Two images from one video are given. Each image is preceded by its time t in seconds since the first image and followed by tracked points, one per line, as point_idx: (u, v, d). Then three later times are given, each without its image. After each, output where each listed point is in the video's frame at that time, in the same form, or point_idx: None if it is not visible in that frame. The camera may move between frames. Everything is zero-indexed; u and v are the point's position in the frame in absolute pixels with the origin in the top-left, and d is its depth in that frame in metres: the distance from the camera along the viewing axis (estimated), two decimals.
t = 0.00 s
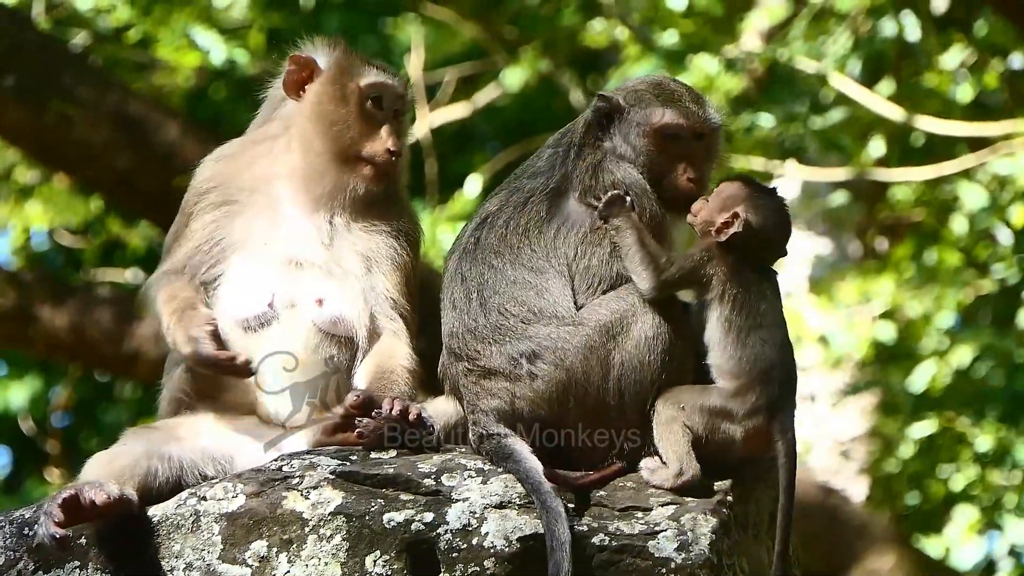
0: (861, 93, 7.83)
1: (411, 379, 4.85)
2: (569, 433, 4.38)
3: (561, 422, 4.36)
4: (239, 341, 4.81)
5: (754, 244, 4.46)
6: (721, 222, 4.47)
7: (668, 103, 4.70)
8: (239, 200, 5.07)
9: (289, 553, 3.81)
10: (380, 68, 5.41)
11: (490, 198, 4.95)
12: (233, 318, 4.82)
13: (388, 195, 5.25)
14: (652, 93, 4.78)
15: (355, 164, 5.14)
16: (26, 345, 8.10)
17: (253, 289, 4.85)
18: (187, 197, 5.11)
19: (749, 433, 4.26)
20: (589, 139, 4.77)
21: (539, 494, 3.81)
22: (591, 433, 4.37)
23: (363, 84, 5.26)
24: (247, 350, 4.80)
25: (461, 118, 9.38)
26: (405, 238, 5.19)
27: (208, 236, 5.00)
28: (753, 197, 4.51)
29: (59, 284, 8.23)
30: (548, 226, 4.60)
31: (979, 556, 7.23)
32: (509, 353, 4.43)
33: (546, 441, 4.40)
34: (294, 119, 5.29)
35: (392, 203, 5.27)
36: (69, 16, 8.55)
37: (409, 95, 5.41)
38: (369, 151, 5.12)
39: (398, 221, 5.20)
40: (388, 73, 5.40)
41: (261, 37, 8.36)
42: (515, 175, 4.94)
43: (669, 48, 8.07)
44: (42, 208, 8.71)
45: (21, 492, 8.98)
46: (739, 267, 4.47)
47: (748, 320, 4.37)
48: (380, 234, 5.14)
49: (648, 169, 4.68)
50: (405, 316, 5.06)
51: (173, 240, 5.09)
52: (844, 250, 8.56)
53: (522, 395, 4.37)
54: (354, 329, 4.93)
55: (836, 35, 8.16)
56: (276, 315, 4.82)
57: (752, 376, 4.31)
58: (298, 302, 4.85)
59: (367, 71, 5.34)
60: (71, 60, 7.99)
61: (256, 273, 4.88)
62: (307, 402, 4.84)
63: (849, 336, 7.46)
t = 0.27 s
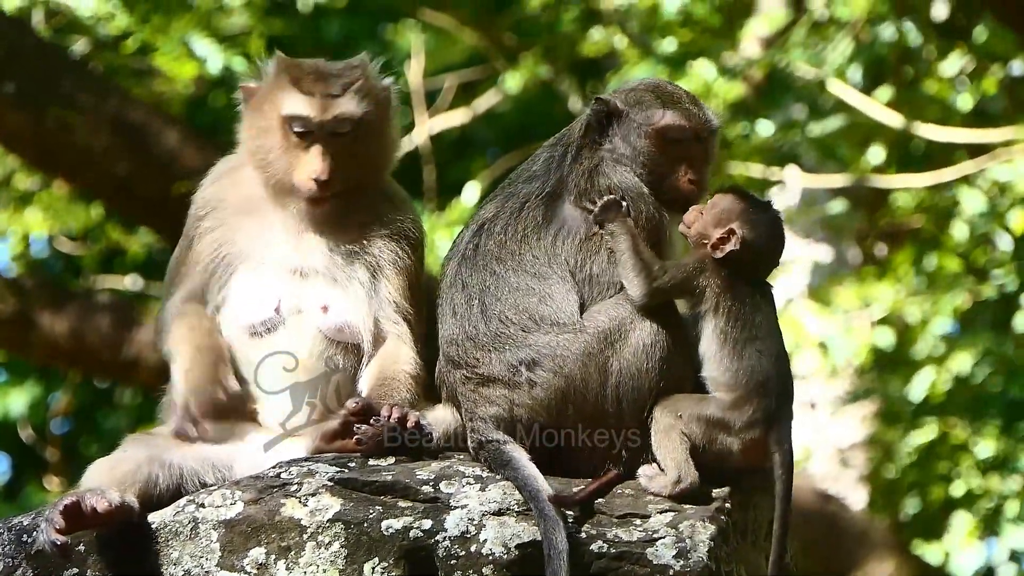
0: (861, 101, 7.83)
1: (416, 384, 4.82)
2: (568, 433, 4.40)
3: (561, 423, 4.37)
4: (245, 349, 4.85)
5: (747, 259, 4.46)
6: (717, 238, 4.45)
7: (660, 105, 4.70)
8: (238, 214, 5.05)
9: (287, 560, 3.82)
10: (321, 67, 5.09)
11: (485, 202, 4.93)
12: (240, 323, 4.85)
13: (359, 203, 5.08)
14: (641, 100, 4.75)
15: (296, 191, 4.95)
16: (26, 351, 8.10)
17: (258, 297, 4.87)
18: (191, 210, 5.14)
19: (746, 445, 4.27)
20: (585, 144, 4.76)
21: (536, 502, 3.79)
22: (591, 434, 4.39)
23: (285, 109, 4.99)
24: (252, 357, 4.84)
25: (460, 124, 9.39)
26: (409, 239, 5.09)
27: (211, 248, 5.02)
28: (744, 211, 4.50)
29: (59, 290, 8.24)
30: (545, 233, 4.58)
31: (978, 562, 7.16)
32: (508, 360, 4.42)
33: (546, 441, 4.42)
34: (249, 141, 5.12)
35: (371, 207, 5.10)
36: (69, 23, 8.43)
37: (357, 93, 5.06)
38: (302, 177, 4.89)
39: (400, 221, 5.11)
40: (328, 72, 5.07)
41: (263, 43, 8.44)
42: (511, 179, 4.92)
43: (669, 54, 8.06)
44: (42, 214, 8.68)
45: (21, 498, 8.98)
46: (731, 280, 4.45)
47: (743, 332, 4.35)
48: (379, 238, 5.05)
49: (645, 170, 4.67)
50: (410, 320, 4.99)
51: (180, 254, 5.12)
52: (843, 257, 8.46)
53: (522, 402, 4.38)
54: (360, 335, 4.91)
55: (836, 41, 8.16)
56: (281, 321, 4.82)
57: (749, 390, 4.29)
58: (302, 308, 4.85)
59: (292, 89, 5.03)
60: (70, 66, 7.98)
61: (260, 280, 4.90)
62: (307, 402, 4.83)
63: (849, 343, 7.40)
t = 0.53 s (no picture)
0: (859, 105, 7.82)
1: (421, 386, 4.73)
2: (569, 433, 4.36)
3: (562, 423, 4.34)
4: (244, 361, 4.78)
5: (744, 261, 4.49)
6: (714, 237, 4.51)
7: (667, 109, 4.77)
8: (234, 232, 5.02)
9: (286, 564, 3.82)
10: (264, 103, 5.01)
11: (484, 203, 4.92)
12: (239, 336, 4.81)
13: (336, 226, 5.04)
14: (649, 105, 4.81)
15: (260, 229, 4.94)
16: (25, 356, 8.11)
17: (258, 308, 4.84)
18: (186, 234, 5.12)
19: (745, 452, 4.29)
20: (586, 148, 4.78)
21: (533, 506, 3.76)
22: (591, 433, 4.35)
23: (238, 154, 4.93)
24: (253, 364, 4.76)
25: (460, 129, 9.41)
26: (405, 238, 5.07)
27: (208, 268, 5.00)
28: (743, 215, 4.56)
29: (58, 295, 8.25)
30: (551, 234, 4.59)
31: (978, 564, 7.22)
32: (509, 365, 4.40)
33: (545, 441, 4.37)
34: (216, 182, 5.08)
35: (350, 226, 5.06)
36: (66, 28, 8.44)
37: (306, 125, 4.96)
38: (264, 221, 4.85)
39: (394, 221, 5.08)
40: (272, 106, 4.99)
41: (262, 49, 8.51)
42: (511, 179, 4.91)
43: (667, 59, 8.08)
44: (42, 219, 8.71)
45: (20, 503, 8.98)
46: (732, 283, 4.48)
47: (743, 338, 4.38)
48: (373, 245, 5.04)
49: (658, 168, 4.74)
50: (414, 321, 4.99)
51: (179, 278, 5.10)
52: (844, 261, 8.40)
53: (522, 408, 4.36)
54: (363, 342, 4.86)
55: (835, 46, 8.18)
56: (281, 331, 4.77)
57: (748, 396, 4.32)
58: (303, 318, 4.81)
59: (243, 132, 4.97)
60: (70, 72, 7.99)
61: (261, 294, 4.88)
62: (307, 402, 4.72)
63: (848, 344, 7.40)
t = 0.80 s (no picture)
0: (859, 102, 7.80)
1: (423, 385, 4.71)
2: (569, 433, 4.34)
3: (561, 422, 4.31)
4: (246, 368, 4.78)
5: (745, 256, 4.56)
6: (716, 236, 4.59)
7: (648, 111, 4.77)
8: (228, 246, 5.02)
9: (287, 563, 3.82)
10: (218, 118, 4.95)
11: (476, 205, 4.89)
12: (242, 342, 4.81)
13: (313, 232, 5.02)
14: (638, 110, 4.79)
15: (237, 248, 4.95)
16: (25, 356, 8.12)
17: (256, 316, 4.85)
18: (180, 259, 5.13)
19: (746, 454, 4.28)
20: (576, 150, 4.76)
21: (535, 505, 3.74)
22: (591, 433, 4.34)
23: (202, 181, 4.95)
24: (256, 371, 4.76)
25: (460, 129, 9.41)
26: (394, 226, 5.03)
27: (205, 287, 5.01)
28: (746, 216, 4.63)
29: (58, 296, 8.26)
30: (545, 235, 4.56)
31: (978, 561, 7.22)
32: (505, 366, 4.36)
33: (545, 441, 4.34)
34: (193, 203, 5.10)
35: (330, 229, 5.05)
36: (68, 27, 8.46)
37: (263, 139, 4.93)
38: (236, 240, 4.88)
39: (381, 212, 5.04)
40: (226, 121, 4.93)
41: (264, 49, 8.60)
42: (502, 179, 4.88)
43: (667, 58, 8.09)
44: (43, 219, 8.70)
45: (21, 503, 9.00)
46: (735, 282, 4.53)
47: (745, 339, 4.41)
48: (361, 242, 5.02)
49: (653, 170, 4.72)
50: (415, 314, 4.94)
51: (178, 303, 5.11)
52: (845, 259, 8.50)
53: (521, 409, 4.32)
54: (365, 343, 4.85)
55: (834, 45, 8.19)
56: (284, 336, 4.78)
57: (751, 399, 4.33)
58: (304, 321, 4.82)
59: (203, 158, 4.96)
60: (70, 72, 8.00)
61: (257, 304, 4.89)
62: (307, 401, 4.71)
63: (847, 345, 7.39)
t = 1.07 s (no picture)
0: (859, 101, 7.80)
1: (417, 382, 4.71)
2: (569, 433, 4.33)
3: (562, 422, 4.31)
4: (240, 373, 4.77)
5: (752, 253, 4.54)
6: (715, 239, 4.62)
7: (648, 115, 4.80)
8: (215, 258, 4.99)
9: (288, 562, 3.82)
10: (179, 140, 4.96)
11: (476, 204, 4.88)
12: (233, 349, 4.81)
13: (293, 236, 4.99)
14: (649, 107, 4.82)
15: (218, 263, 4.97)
16: (26, 356, 8.12)
17: (248, 322, 4.85)
18: (171, 283, 5.11)
19: (748, 456, 4.26)
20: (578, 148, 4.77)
21: (536, 504, 3.74)
22: (591, 434, 4.33)
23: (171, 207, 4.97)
24: (251, 375, 4.75)
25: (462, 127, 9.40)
26: (370, 219, 5.03)
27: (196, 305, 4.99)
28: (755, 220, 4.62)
29: (60, 295, 8.26)
30: (546, 233, 4.55)
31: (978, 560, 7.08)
32: (504, 367, 4.35)
33: (545, 441, 4.33)
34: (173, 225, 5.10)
35: (309, 231, 5.02)
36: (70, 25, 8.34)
37: (217, 156, 4.91)
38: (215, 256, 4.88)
39: (355, 206, 5.04)
40: (187, 141, 4.94)
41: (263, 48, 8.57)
42: (502, 178, 4.87)
43: (667, 56, 8.08)
44: (45, 218, 8.65)
45: (24, 501, 9.01)
46: (746, 279, 4.50)
47: (752, 339, 4.38)
48: (339, 239, 5.00)
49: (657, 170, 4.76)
50: (402, 308, 4.96)
51: (173, 324, 5.09)
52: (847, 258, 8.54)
53: (520, 409, 4.31)
54: (356, 341, 4.83)
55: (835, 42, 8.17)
56: (274, 341, 4.77)
57: (755, 398, 4.30)
58: (294, 324, 4.80)
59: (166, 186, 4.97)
60: (71, 71, 8.00)
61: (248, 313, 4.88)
62: (307, 402, 4.69)
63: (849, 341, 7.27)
